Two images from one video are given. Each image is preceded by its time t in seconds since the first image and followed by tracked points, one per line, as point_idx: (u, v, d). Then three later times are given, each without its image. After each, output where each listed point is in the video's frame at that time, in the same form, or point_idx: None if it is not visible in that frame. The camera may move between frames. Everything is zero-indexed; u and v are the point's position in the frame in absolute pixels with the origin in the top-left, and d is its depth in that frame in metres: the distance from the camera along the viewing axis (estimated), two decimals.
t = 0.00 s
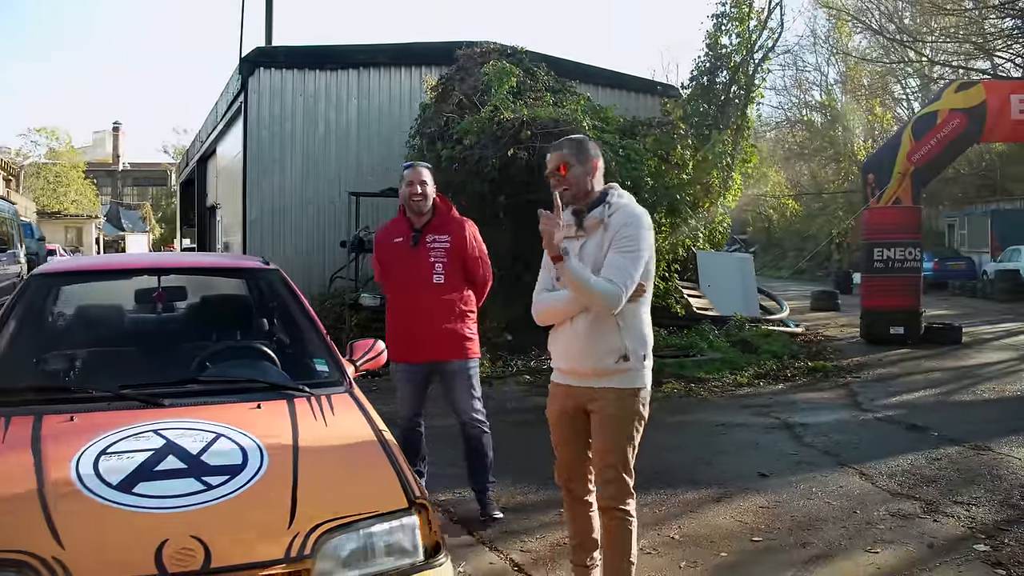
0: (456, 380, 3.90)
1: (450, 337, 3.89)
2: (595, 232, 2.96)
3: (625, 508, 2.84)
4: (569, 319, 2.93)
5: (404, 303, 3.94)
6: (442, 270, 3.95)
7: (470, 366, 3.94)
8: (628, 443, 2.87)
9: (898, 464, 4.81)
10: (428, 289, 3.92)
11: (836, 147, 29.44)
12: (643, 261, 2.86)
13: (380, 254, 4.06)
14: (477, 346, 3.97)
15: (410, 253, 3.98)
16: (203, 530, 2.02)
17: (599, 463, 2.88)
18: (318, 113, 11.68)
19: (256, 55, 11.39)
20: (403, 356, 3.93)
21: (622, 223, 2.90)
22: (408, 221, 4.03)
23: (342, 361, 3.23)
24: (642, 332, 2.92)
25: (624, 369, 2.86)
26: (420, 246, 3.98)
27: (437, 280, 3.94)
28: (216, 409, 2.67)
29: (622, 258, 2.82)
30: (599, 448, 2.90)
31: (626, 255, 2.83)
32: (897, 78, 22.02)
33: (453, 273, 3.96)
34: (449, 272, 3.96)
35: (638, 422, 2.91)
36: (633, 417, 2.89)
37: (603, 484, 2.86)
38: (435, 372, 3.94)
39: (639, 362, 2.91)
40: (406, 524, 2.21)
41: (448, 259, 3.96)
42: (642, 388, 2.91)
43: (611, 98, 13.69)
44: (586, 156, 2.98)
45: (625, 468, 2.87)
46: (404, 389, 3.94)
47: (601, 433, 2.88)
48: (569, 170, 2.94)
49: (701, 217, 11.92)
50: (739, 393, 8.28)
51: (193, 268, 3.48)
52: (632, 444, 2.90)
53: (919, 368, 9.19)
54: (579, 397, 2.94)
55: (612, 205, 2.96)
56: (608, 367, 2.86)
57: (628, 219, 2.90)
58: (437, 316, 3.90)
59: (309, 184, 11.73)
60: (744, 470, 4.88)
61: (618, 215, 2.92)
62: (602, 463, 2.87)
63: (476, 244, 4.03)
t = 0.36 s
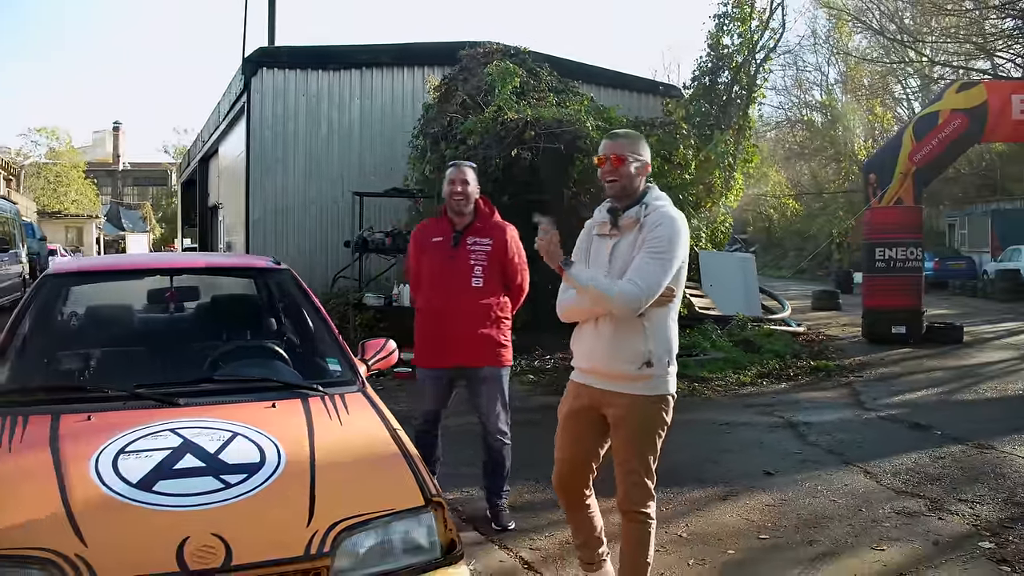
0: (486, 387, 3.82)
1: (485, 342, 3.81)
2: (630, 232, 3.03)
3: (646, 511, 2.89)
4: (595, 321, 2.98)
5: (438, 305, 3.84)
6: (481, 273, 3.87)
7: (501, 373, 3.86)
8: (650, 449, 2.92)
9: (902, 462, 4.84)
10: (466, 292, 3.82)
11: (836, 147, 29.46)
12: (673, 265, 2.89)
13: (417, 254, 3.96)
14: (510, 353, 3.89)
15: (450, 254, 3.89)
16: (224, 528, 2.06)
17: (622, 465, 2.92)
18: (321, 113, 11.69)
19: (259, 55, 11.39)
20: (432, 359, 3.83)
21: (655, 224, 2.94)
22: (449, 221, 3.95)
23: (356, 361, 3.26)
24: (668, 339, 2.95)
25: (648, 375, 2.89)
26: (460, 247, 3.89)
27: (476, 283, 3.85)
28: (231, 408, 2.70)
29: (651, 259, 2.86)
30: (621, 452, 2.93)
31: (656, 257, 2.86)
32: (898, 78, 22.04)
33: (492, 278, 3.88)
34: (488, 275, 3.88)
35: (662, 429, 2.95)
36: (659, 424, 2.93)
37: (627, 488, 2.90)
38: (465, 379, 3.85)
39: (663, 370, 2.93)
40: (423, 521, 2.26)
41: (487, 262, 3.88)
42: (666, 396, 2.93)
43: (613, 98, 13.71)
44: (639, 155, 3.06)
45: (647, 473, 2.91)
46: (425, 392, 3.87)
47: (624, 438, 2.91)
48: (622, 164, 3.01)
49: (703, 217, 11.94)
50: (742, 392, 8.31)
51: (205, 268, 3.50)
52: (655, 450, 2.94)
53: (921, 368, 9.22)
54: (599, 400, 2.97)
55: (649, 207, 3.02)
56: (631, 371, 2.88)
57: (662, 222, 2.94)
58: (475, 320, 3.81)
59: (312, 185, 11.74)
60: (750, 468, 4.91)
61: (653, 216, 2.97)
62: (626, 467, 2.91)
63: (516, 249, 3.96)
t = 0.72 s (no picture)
0: (502, 393, 3.80)
1: (505, 346, 3.77)
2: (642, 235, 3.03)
3: (655, 514, 2.90)
4: (607, 326, 2.99)
5: (461, 305, 3.81)
6: (504, 274, 3.84)
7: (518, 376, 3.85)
8: (659, 452, 2.91)
9: (903, 463, 4.85)
10: (488, 293, 3.80)
11: (831, 146, 29.53)
12: (683, 271, 2.89)
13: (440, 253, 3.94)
14: (529, 358, 3.87)
15: (473, 253, 3.86)
16: (235, 533, 2.05)
17: (631, 469, 2.90)
18: (317, 112, 11.64)
19: (256, 55, 11.33)
20: (452, 360, 3.79)
21: (668, 228, 2.93)
22: (473, 220, 3.93)
23: (360, 362, 3.27)
24: (678, 344, 2.95)
25: (659, 380, 2.89)
26: (484, 247, 3.87)
27: (499, 285, 3.82)
28: (237, 411, 2.70)
29: (662, 266, 2.86)
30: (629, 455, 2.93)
31: (666, 263, 2.86)
32: (892, 78, 22.13)
33: (515, 278, 3.86)
34: (511, 277, 3.85)
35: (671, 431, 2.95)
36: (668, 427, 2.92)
37: (635, 491, 2.90)
38: (485, 382, 3.82)
39: (673, 375, 2.93)
40: (433, 525, 2.26)
41: (510, 264, 3.85)
42: (675, 399, 2.93)
43: (610, 98, 13.71)
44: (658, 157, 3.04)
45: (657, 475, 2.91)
46: (452, 401, 3.77)
47: (632, 441, 2.91)
48: (638, 162, 3.00)
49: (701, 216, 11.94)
50: (741, 392, 8.32)
51: (209, 270, 3.49)
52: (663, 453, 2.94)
53: (919, 367, 9.24)
54: (610, 403, 2.97)
55: (662, 209, 3.00)
56: (641, 376, 2.88)
57: (675, 226, 2.92)
58: (496, 322, 3.78)
59: (308, 183, 11.68)
60: (751, 469, 4.92)
61: (667, 219, 2.96)
62: (634, 471, 2.90)
63: (540, 252, 3.94)
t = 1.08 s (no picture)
0: (506, 397, 3.73)
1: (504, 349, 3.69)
2: (636, 235, 2.99)
3: (650, 518, 2.84)
4: (601, 327, 2.95)
5: (455, 310, 3.73)
6: (498, 276, 3.75)
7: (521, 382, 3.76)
8: (654, 454, 2.86)
9: (895, 463, 4.85)
10: (482, 296, 3.73)
11: (813, 146, 29.70)
12: (675, 271, 2.83)
13: (430, 255, 3.86)
14: (529, 362, 3.79)
15: (465, 255, 3.78)
16: (233, 546, 1.98)
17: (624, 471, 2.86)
18: (300, 111, 11.50)
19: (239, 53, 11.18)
20: (450, 368, 3.71)
21: (659, 227, 2.88)
22: (463, 220, 3.84)
23: (353, 368, 3.20)
24: (670, 343, 2.90)
25: (650, 381, 2.83)
26: (476, 248, 3.79)
27: (493, 287, 3.74)
28: (230, 418, 2.63)
29: (652, 265, 2.81)
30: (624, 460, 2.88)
31: (656, 262, 2.81)
32: (874, 78, 22.27)
33: (511, 279, 3.78)
34: (506, 279, 3.77)
35: (665, 432, 2.89)
36: (661, 429, 2.87)
37: (629, 495, 2.84)
38: (486, 388, 3.74)
39: (666, 376, 2.88)
40: (434, 535, 2.20)
41: (504, 264, 3.77)
42: (668, 400, 2.87)
43: (594, 97, 13.67)
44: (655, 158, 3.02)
45: (651, 477, 2.86)
46: (454, 409, 3.72)
47: (625, 445, 2.86)
48: (634, 159, 2.98)
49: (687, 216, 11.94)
50: (729, 393, 8.31)
51: (200, 273, 3.41)
52: (658, 454, 2.88)
53: (905, 367, 9.29)
54: (602, 406, 2.93)
55: (656, 209, 2.96)
56: (631, 376, 2.84)
57: (667, 226, 2.87)
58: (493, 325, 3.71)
59: (292, 183, 11.53)
60: (743, 471, 4.90)
61: (660, 218, 2.91)
62: (627, 475, 2.85)
63: (533, 252, 3.86)
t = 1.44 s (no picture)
0: (506, 402, 3.63)
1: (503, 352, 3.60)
2: (617, 239, 2.91)
3: (645, 515, 2.77)
4: (594, 334, 2.88)
5: (452, 311, 3.65)
6: (494, 276, 3.65)
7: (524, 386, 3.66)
8: (653, 450, 2.81)
9: (878, 464, 4.85)
10: (477, 297, 3.63)
11: (786, 147, 29.93)
12: (662, 268, 2.79)
13: (428, 254, 3.79)
14: (532, 365, 3.69)
15: (461, 254, 3.69)
16: (223, 558, 1.89)
17: (622, 468, 2.81)
18: (274, 110, 11.32)
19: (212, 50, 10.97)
20: (448, 371, 3.62)
21: (642, 228, 2.82)
22: (460, 218, 3.74)
23: (340, 374, 3.11)
24: (667, 338, 2.87)
25: (651, 377, 2.80)
26: (472, 247, 3.68)
27: (488, 287, 3.64)
28: (214, 425, 2.53)
29: (642, 267, 2.75)
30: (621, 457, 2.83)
31: (646, 263, 2.76)
32: (846, 79, 22.47)
33: (507, 280, 3.66)
34: (502, 278, 3.65)
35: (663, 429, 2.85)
36: (659, 424, 2.82)
37: (625, 492, 2.78)
38: (485, 393, 3.66)
39: (665, 372, 2.85)
40: (431, 546, 2.12)
41: (500, 263, 3.66)
42: (667, 395, 2.84)
43: (570, 96, 13.61)
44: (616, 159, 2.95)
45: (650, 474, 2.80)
46: (448, 414, 3.67)
47: (624, 441, 2.81)
48: (598, 168, 2.90)
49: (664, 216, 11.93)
50: (709, 393, 8.29)
51: (180, 275, 3.30)
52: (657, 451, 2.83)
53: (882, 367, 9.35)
54: (603, 406, 2.88)
55: (633, 210, 2.89)
56: (632, 374, 2.80)
57: (650, 226, 2.82)
58: (489, 327, 3.61)
59: (265, 182, 11.32)
60: (728, 472, 4.85)
61: (641, 219, 2.85)
62: (624, 472, 2.79)
63: (533, 250, 3.74)
